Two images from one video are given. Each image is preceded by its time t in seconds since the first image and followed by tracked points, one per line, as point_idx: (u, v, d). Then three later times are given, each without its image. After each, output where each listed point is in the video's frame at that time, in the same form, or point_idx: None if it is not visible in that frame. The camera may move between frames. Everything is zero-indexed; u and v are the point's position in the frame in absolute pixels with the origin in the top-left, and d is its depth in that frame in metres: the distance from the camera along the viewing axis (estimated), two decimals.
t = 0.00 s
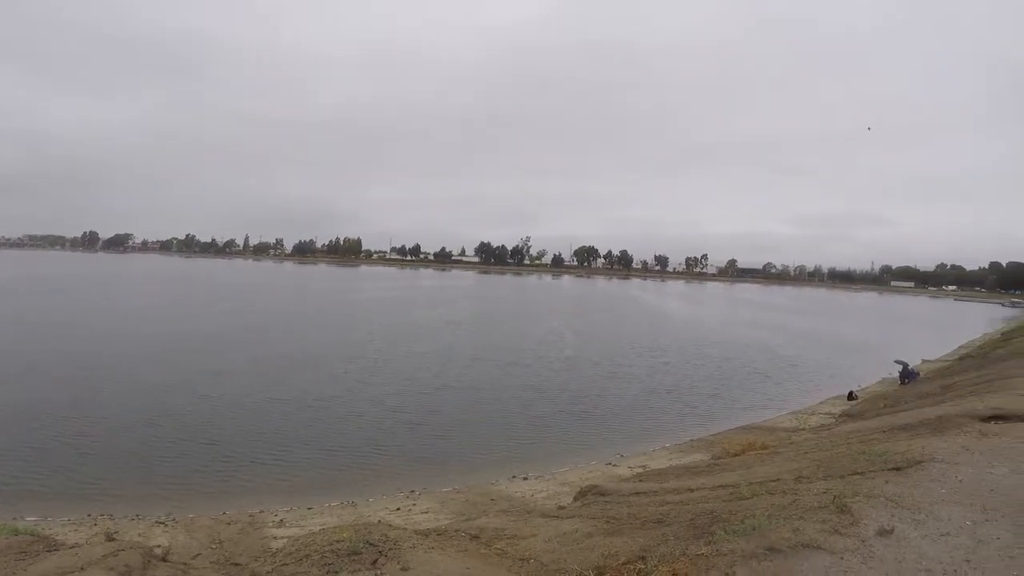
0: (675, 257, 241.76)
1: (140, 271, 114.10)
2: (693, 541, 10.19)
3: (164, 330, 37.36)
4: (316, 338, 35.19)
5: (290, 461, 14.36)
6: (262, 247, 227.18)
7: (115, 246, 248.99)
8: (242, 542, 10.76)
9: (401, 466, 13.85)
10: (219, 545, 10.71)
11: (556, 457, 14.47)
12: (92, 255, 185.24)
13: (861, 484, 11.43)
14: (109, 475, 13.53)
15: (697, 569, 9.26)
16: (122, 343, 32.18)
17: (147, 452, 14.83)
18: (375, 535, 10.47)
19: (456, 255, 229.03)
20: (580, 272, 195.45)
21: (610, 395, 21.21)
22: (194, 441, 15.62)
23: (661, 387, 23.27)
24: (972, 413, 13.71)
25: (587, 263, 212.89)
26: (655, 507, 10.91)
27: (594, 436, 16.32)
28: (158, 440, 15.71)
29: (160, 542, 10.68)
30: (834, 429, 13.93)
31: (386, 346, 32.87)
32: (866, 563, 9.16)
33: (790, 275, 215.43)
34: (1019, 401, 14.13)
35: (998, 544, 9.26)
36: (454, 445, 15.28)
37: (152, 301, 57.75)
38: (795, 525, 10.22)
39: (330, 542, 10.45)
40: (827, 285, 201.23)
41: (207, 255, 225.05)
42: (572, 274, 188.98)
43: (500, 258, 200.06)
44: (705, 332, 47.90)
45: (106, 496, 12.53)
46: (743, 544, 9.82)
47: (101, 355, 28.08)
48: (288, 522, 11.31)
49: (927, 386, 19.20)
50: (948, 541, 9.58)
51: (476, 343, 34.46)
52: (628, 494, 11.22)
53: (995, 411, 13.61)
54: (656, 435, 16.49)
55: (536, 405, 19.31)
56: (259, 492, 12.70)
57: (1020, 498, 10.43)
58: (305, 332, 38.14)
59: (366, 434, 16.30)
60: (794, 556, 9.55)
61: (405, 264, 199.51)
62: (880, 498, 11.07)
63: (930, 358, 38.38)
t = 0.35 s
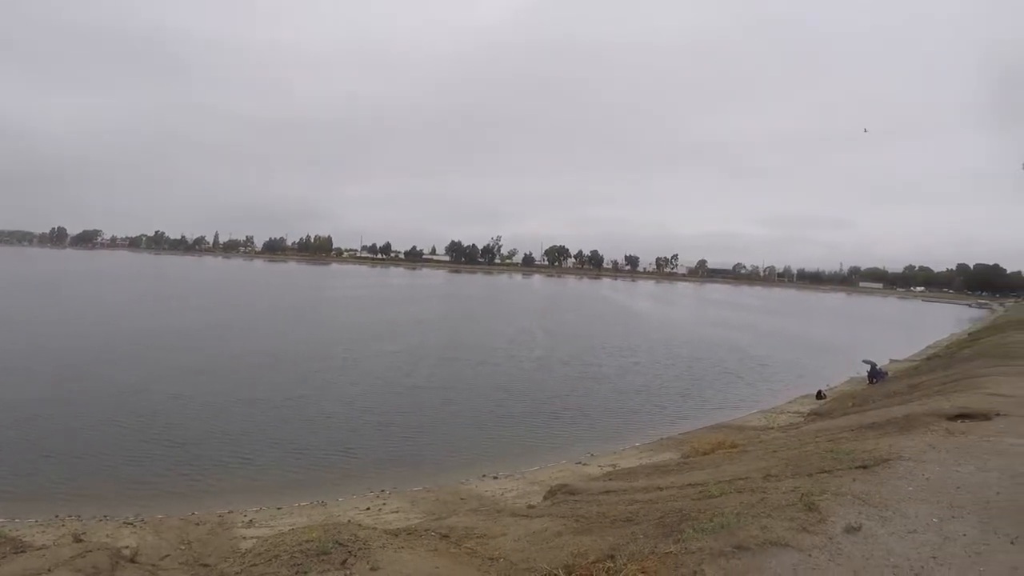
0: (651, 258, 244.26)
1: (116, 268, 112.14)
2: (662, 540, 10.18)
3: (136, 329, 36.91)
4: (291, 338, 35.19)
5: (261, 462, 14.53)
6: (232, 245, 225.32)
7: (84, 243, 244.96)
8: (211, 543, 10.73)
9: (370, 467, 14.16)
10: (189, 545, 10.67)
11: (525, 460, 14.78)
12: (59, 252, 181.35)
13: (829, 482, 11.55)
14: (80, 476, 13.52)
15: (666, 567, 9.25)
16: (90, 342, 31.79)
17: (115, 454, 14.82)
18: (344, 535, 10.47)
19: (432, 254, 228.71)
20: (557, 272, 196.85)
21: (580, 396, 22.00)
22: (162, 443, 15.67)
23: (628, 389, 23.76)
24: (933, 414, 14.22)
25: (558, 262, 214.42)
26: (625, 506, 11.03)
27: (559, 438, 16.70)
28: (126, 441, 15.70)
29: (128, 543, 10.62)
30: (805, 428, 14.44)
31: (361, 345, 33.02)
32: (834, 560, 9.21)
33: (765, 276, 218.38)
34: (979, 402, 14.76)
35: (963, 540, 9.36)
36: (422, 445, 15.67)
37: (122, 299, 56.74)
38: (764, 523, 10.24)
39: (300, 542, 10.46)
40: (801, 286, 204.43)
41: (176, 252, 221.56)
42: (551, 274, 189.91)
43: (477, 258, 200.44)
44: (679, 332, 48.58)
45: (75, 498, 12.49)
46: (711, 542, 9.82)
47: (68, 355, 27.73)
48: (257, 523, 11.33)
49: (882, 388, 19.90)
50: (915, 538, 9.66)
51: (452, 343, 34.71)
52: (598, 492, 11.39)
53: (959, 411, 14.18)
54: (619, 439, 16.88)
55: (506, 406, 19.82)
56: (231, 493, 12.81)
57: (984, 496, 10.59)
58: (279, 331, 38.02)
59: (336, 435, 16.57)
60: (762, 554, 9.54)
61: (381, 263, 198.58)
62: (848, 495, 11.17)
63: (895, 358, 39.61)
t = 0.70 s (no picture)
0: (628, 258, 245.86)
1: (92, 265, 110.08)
2: (633, 537, 9.94)
3: (108, 327, 36.37)
4: (265, 335, 35.05)
5: (239, 460, 14.89)
6: (205, 242, 223.62)
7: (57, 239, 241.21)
8: (182, 541, 10.71)
9: (346, 465, 14.74)
10: (159, 544, 10.63)
11: (496, 463, 15.08)
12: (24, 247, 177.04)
13: (799, 481, 11.50)
14: (54, 475, 13.59)
15: (635, 565, 8.95)
16: (59, 339, 31.31)
17: (83, 455, 14.72)
18: (316, 533, 10.48)
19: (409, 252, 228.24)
20: (536, 271, 197.36)
21: (553, 394, 22.60)
22: (133, 443, 15.64)
23: (599, 389, 24.08)
24: (901, 415, 14.60)
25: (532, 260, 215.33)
26: (594, 504, 11.24)
27: (528, 442, 16.99)
28: (94, 442, 15.61)
29: (97, 542, 10.57)
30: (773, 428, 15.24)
31: (337, 343, 33.01)
32: (805, 557, 8.86)
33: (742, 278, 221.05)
34: (948, 403, 15.18)
35: (931, 538, 9.27)
36: (396, 444, 16.32)
37: (90, 296, 55.56)
38: (734, 521, 9.98)
39: (271, 540, 10.49)
40: (777, 288, 207.29)
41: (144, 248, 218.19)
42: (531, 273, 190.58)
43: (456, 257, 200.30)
44: (653, 330, 49.09)
45: (49, 497, 12.55)
46: (681, 540, 9.55)
47: (36, 353, 27.30)
48: (230, 521, 11.55)
49: (847, 388, 20.43)
50: (885, 535, 9.50)
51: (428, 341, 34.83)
52: (568, 490, 11.85)
53: (928, 410, 14.64)
54: (586, 442, 17.13)
55: (479, 405, 20.36)
56: (207, 492, 13.08)
57: (954, 496, 10.64)
58: (254, 328, 37.89)
59: (308, 432, 16.91)
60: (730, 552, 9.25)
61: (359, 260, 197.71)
62: (818, 493, 11.02)
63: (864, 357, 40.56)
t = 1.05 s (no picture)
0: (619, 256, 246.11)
1: (79, 263, 109.08)
2: (619, 534, 9.93)
3: (94, 325, 36.01)
4: (252, 333, 34.85)
5: (224, 459, 14.85)
6: (194, 240, 222.64)
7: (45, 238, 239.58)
8: (167, 539, 10.72)
9: (333, 462, 14.78)
10: (144, 542, 10.62)
11: (482, 461, 15.13)
12: (12, 245, 175.57)
13: (785, 478, 11.48)
14: (36, 476, 13.49)
15: (621, 562, 8.94)
16: (42, 338, 31.09)
17: (64, 454, 14.65)
18: (301, 531, 10.48)
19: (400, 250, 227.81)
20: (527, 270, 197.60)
21: (540, 392, 22.59)
22: (116, 442, 15.55)
23: (585, 386, 24.11)
24: (887, 412, 14.69)
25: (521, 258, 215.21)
26: (580, 503, 11.26)
27: (512, 440, 17.01)
28: (76, 441, 15.54)
29: (82, 540, 10.56)
30: (758, 428, 15.41)
31: (324, 340, 32.89)
32: (789, 554, 8.84)
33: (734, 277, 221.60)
34: (933, 400, 15.25)
35: (917, 535, 9.31)
36: (381, 442, 16.33)
37: (74, 294, 54.97)
38: (719, 518, 9.95)
39: (256, 538, 10.49)
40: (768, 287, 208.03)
41: (132, 246, 217.06)
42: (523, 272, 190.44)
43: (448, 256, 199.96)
44: (643, 328, 49.03)
45: (31, 497, 12.47)
46: (667, 537, 9.53)
47: (18, 352, 27.07)
48: (215, 519, 11.58)
49: (832, 386, 20.50)
50: (870, 532, 9.50)
51: (416, 338, 34.78)
52: (554, 488, 12.02)
53: (914, 407, 14.72)
54: (569, 440, 17.12)
55: (465, 403, 20.37)
56: (191, 490, 13.06)
57: (941, 492, 10.69)
58: (241, 327, 37.65)
59: (293, 431, 16.87)
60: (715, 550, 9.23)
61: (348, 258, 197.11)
62: (804, 490, 10.99)
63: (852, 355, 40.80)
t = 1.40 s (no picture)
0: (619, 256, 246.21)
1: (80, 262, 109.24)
2: (619, 534, 9.94)
3: (94, 325, 36.01)
4: (252, 332, 34.83)
5: (224, 459, 14.83)
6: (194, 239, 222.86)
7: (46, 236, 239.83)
8: (168, 538, 10.73)
9: (333, 462, 14.76)
10: (146, 540, 10.64)
11: (483, 460, 15.17)
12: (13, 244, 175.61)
13: (786, 478, 11.48)
14: (36, 475, 13.48)
15: (622, 561, 8.95)
16: (42, 338, 31.09)
17: (64, 454, 14.68)
18: (302, 530, 10.50)
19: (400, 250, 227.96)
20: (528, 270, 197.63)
21: (540, 392, 22.57)
22: (116, 442, 15.56)
23: (586, 386, 24.12)
24: (888, 412, 14.71)
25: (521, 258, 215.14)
26: (582, 502, 11.28)
27: (512, 440, 17.02)
28: (76, 440, 15.56)
29: (83, 539, 10.57)
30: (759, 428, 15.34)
31: (324, 340, 32.89)
32: (790, 555, 8.85)
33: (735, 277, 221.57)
34: (935, 400, 15.24)
35: (918, 535, 9.32)
36: (382, 442, 16.31)
37: (74, 293, 54.97)
38: (720, 518, 9.96)
39: (258, 537, 10.50)
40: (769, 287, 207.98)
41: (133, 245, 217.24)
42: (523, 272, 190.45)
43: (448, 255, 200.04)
44: (643, 328, 49.00)
45: (32, 497, 12.47)
46: (668, 537, 9.53)
47: (19, 351, 27.10)
48: (216, 518, 11.57)
49: (833, 386, 20.47)
50: (871, 532, 9.51)
51: (417, 338, 34.78)
52: (555, 487, 12.03)
53: (915, 408, 14.73)
54: (570, 440, 17.10)
55: (466, 403, 20.36)
56: (192, 491, 13.04)
57: (942, 493, 10.70)
58: (241, 326, 37.60)
59: (293, 430, 16.86)
60: (716, 549, 9.24)
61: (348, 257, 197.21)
62: (805, 490, 10.99)
63: (853, 355, 40.81)
